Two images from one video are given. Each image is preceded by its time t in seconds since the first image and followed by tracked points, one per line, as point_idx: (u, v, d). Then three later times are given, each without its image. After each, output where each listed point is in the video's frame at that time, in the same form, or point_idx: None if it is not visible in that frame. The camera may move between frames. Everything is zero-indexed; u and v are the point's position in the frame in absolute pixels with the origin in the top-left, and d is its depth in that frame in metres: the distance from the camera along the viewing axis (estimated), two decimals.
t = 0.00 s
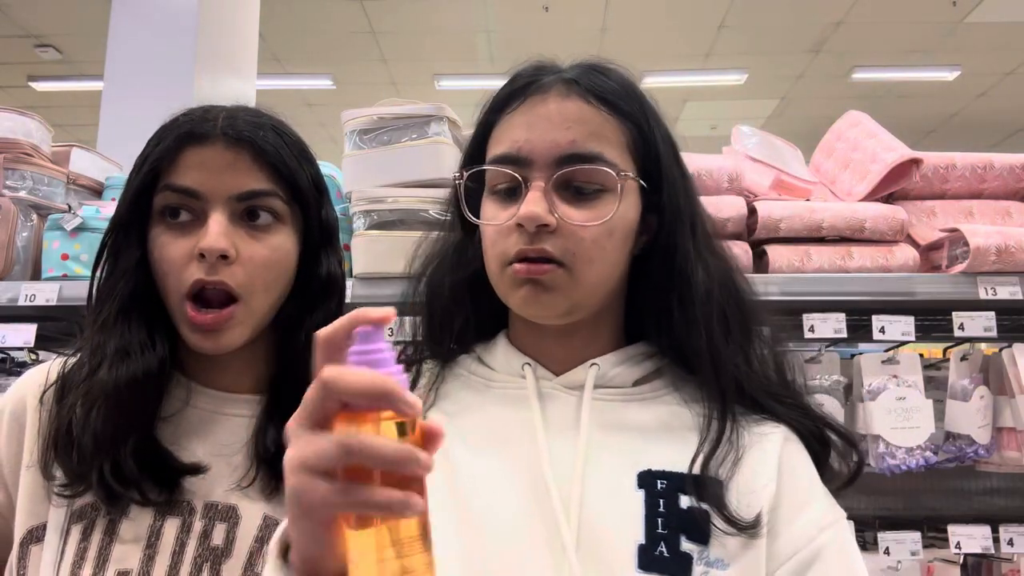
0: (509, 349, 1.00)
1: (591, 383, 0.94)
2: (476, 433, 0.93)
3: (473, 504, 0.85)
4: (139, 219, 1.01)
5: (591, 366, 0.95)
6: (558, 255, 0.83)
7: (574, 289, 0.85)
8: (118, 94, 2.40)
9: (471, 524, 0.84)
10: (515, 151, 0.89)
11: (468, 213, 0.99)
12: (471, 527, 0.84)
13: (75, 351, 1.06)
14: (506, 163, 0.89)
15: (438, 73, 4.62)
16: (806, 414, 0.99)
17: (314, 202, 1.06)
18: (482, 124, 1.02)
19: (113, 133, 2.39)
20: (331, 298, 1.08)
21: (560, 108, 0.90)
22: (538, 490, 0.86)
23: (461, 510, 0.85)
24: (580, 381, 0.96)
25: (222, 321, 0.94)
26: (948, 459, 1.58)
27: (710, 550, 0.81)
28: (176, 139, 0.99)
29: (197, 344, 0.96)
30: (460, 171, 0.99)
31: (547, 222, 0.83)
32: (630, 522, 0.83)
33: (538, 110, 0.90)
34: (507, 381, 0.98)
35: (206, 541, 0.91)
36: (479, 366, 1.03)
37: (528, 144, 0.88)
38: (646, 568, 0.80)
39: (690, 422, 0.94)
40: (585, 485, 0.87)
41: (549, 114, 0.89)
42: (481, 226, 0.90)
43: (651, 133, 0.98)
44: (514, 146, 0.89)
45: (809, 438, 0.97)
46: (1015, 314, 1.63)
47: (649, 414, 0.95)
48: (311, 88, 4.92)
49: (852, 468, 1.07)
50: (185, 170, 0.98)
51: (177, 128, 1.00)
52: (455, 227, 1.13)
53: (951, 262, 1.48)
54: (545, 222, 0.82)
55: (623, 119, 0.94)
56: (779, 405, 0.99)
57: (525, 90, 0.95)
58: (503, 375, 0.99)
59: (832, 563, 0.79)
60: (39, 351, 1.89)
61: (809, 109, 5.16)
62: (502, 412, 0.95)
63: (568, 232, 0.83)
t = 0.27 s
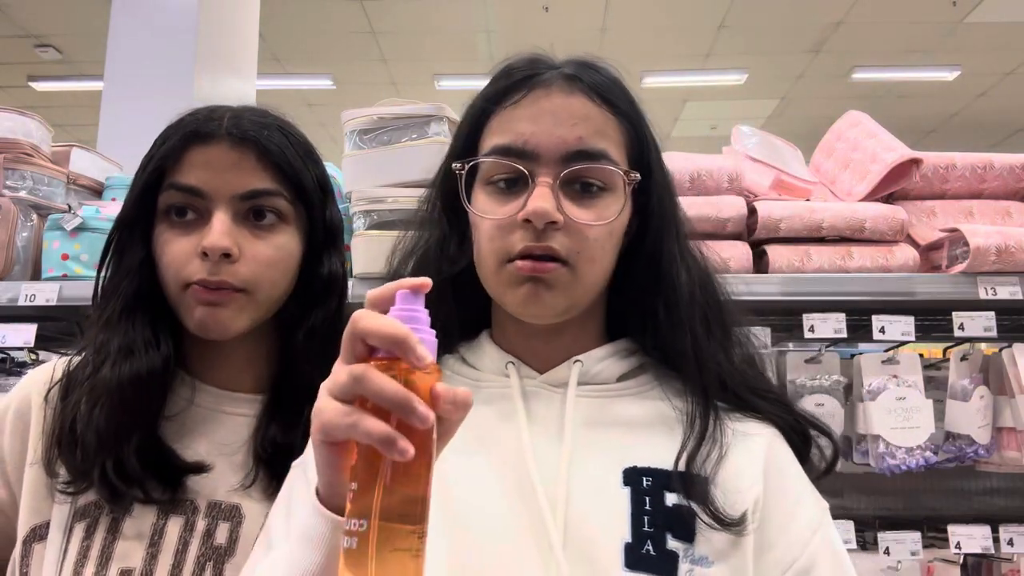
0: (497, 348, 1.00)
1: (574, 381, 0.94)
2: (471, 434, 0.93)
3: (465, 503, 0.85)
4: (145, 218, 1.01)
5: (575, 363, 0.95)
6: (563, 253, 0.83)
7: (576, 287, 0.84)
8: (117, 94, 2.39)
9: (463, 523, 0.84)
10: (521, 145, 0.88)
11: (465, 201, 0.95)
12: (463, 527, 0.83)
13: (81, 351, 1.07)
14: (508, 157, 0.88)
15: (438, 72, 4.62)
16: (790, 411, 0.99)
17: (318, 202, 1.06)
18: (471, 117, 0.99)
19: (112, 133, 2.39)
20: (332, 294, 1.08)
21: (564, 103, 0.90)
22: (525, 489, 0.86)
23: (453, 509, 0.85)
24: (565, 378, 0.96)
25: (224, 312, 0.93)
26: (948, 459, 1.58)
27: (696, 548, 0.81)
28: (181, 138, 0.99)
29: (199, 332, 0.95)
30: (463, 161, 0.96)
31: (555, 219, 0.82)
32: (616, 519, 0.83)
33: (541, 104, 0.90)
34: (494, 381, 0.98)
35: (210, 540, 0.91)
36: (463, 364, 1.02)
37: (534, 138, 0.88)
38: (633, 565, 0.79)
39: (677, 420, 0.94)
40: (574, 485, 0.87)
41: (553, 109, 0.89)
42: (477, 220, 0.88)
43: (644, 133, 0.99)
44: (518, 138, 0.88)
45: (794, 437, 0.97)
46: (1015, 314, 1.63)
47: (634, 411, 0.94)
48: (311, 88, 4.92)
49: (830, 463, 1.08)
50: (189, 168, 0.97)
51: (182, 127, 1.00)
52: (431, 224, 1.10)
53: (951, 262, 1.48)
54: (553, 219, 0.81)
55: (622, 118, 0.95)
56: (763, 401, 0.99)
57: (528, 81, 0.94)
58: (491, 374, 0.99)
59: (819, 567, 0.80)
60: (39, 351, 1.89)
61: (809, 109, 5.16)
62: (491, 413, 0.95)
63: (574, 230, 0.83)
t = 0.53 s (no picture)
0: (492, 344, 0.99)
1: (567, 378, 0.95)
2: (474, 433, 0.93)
3: (471, 506, 0.85)
4: (151, 218, 1.01)
5: (569, 360, 0.96)
6: (565, 251, 0.82)
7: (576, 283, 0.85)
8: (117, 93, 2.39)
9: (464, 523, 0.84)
10: (523, 139, 0.87)
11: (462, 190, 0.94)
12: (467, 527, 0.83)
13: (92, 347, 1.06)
14: (509, 150, 0.88)
15: (438, 73, 4.62)
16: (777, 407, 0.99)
17: (326, 205, 1.05)
18: (465, 113, 0.98)
19: (112, 132, 2.38)
20: (341, 301, 1.07)
21: (565, 97, 0.90)
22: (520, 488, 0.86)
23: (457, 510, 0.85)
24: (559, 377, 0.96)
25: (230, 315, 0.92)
26: (948, 459, 1.58)
27: (692, 546, 0.81)
28: (189, 138, 0.99)
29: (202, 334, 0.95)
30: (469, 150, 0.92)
31: (559, 216, 0.81)
32: (613, 519, 0.83)
33: (543, 98, 0.90)
34: (487, 378, 0.97)
35: (217, 546, 0.92)
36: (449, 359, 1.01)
37: (535, 133, 0.87)
38: (630, 564, 0.79)
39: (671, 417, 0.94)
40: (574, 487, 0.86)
41: (556, 104, 0.89)
42: (478, 214, 0.87)
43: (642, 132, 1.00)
44: (518, 132, 0.88)
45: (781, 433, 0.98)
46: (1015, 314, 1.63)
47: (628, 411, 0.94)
48: (311, 88, 4.92)
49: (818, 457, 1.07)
50: (196, 169, 0.97)
51: (190, 128, 1.00)
52: (418, 219, 1.08)
53: (951, 262, 1.48)
54: (557, 216, 0.81)
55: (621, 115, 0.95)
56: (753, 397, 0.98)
57: (529, 74, 0.93)
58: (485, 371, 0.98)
59: (815, 566, 0.80)
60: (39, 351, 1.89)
61: (809, 109, 5.16)
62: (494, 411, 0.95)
63: (576, 227, 0.83)
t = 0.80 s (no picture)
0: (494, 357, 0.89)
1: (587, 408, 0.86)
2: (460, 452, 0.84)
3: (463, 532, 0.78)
4: (105, 187, 1.01)
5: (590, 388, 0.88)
6: (619, 259, 0.76)
7: (627, 295, 0.78)
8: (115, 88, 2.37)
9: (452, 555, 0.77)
10: (567, 130, 0.79)
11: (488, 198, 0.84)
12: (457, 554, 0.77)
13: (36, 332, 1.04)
14: (549, 142, 0.79)
15: (438, 73, 4.62)
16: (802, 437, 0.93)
17: (288, 193, 1.06)
18: (489, 101, 0.88)
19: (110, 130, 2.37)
20: (297, 298, 1.10)
21: (609, 80, 0.80)
22: (525, 531, 0.79)
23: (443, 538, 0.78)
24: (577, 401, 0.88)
25: (178, 295, 0.92)
26: (949, 459, 1.58)
27: None
28: (148, 110, 0.98)
29: (150, 321, 0.94)
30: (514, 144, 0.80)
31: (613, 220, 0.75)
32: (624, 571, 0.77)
33: (590, 81, 0.80)
34: (493, 400, 0.88)
35: (164, 552, 0.91)
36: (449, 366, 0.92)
37: (582, 122, 0.78)
38: None
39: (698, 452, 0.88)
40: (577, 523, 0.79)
41: (604, 89, 0.80)
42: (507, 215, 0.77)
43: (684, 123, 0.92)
44: (557, 119, 0.79)
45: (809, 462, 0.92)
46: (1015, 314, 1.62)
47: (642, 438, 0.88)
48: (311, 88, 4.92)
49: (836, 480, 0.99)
50: (151, 143, 0.96)
51: (149, 100, 1.00)
52: (423, 216, 0.98)
53: (951, 262, 1.48)
54: (609, 217, 0.74)
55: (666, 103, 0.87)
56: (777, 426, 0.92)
57: (570, 55, 0.83)
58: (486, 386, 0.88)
59: None
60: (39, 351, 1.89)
61: (808, 109, 5.16)
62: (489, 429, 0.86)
63: (627, 231, 0.77)
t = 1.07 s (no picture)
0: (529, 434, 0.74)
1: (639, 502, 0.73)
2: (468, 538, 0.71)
3: None
4: None
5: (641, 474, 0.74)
6: (720, 344, 0.60)
7: (724, 387, 0.62)
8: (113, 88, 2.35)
9: None
10: (648, 169, 0.60)
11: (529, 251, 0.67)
12: None
13: None
14: (620, 183, 0.61)
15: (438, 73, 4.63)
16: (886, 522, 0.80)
17: (199, 183, 1.01)
18: (538, 113, 0.68)
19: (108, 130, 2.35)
20: (209, 294, 1.06)
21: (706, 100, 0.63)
22: None
23: None
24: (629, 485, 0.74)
25: (76, 293, 0.85)
26: (949, 459, 1.58)
27: None
28: (41, 90, 0.90)
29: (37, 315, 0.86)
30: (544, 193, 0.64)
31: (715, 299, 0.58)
32: None
33: (674, 100, 0.62)
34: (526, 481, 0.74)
35: (73, 561, 0.88)
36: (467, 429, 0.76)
37: (678, 168, 0.60)
38: None
39: (778, 547, 0.75)
40: None
41: (697, 114, 0.62)
42: (563, 280, 0.61)
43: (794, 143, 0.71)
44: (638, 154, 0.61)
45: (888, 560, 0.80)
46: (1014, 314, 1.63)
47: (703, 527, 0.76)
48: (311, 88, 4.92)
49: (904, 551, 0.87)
50: (46, 123, 0.88)
51: (43, 80, 0.92)
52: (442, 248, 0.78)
53: (951, 262, 1.48)
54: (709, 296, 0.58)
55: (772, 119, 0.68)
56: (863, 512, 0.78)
57: (645, 60, 0.65)
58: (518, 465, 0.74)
59: None
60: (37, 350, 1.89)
61: (809, 109, 5.16)
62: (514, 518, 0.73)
63: (730, 307, 0.60)
